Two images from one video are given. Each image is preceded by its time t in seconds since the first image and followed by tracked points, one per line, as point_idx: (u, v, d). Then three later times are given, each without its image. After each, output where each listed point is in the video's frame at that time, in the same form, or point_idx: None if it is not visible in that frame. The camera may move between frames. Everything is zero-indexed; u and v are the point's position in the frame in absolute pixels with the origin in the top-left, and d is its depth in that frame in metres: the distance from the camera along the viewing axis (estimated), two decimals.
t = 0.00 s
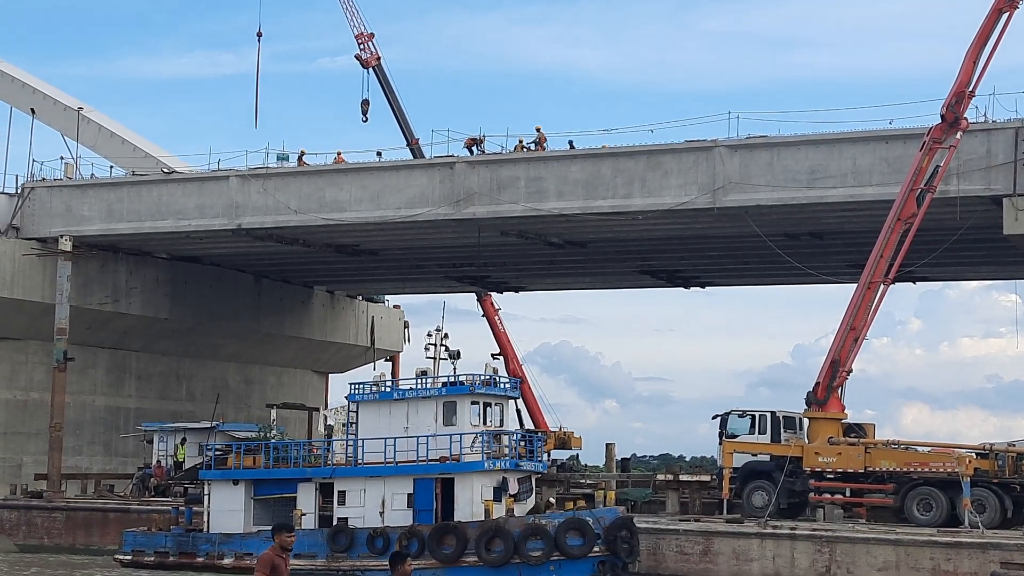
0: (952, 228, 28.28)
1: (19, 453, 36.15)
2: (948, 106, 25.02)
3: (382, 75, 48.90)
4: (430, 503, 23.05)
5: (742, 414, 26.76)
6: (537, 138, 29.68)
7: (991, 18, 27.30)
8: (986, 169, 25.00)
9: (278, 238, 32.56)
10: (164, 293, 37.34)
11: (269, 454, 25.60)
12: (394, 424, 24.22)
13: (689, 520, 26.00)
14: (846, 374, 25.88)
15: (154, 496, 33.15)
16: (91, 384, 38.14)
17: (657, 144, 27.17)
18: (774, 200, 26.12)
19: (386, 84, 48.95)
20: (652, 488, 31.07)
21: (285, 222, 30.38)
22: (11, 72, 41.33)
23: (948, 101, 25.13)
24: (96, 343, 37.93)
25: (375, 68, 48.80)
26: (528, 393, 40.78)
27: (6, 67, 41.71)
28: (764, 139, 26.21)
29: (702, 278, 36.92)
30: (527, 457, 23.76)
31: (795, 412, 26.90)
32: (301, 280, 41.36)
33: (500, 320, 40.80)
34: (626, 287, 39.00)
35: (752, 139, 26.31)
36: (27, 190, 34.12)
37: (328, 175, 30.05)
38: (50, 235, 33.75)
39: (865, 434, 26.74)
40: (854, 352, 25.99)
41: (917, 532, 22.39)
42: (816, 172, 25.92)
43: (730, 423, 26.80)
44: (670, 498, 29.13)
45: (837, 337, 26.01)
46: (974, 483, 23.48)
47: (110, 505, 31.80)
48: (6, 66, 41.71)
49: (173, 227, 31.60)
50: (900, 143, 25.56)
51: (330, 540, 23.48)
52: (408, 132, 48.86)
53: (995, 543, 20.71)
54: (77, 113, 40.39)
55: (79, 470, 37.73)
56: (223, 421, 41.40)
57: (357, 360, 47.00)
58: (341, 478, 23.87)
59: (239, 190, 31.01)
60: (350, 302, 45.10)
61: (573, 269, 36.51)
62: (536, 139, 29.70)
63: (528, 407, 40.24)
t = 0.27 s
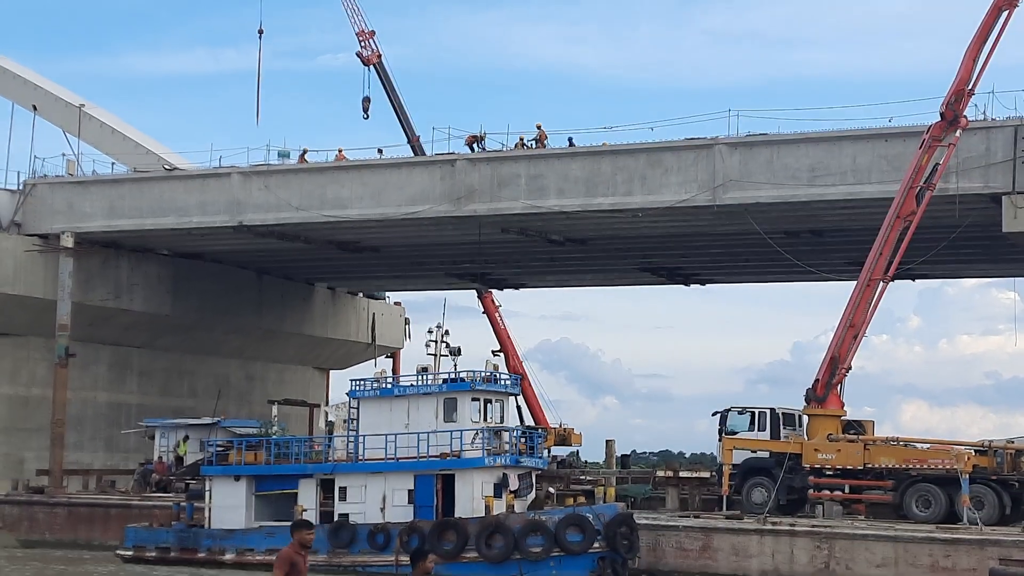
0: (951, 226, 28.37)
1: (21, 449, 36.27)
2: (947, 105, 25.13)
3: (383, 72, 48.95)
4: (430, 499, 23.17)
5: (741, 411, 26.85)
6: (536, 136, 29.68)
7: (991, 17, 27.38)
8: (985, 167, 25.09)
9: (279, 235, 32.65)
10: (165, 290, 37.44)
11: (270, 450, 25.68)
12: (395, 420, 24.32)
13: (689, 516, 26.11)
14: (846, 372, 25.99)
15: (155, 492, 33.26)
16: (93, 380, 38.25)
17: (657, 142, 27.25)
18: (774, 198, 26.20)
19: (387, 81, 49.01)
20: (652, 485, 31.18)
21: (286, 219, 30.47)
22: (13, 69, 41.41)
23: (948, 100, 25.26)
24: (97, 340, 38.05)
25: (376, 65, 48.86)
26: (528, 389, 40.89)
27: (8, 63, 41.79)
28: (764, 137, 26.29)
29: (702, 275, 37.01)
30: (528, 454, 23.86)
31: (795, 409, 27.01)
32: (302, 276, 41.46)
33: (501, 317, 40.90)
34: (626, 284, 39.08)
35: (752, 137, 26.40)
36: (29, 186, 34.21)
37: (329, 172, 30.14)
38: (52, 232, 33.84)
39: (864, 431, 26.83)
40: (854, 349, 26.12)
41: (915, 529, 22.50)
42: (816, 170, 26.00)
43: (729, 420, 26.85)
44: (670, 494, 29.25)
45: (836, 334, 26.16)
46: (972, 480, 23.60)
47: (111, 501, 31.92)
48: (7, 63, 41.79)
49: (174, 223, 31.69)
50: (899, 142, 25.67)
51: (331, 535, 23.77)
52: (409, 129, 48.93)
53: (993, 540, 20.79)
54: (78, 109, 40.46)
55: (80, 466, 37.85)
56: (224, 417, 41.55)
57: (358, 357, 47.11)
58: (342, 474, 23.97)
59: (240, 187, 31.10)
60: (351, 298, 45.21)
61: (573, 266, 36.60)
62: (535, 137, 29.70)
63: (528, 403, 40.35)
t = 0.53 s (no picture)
0: (951, 223, 28.38)
1: (20, 445, 36.28)
2: (947, 102, 25.12)
3: (382, 69, 48.93)
4: (430, 496, 23.22)
5: (741, 408, 26.87)
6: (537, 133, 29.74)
7: (991, 14, 27.36)
8: (985, 165, 25.08)
9: (279, 232, 32.65)
10: (165, 286, 37.44)
11: (269, 447, 25.70)
12: (394, 417, 24.32)
13: (688, 513, 26.12)
14: (846, 369, 26.01)
15: (155, 488, 33.27)
16: (92, 377, 38.26)
17: (657, 139, 27.24)
18: (774, 195, 26.20)
19: (386, 78, 48.99)
20: (651, 482, 31.20)
21: (285, 216, 30.48)
22: (12, 65, 41.38)
23: (948, 97, 25.24)
24: (97, 336, 38.05)
25: (375, 62, 48.84)
26: (527, 387, 40.91)
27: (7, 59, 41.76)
28: (763, 134, 26.28)
29: (701, 273, 37.02)
30: (527, 451, 23.91)
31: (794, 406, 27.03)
32: (302, 273, 41.46)
33: (500, 314, 40.91)
34: (626, 281, 39.09)
35: (751, 134, 26.40)
36: (28, 183, 34.19)
37: (328, 169, 30.14)
38: (51, 229, 33.84)
39: (863, 428, 26.84)
40: (853, 346, 26.15)
41: (914, 526, 22.52)
42: (816, 167, 26.02)
43: (729, 418, 26.89)
44: (669, 491, 29.27)
45: (836, 332, 26.18)
46: (971, 477, 23.65)
47: (110, 498, 31.93)
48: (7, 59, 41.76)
49: (174, 220, 31.70)
50: (899, 139, 25.65)
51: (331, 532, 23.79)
52: (408, 126, 48.93)
53: (993, 537, 20.83)
54: (78, 106, 40.45)
55: (80, 463, 37.86)
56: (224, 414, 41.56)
57: (357, 354, 47.12)
58: (342, 471, 23.98)
59: (240, 184, 31.10)
60: (351, 296, 45.22)
61: (573, 264, 36.60)
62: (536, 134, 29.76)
63: (528, 400, 40.38)
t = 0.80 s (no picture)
0: (950, 218, 28.37)
1: (19, 440, 36.27)
2: (946, 97, 25.11)
3: (382, 64, 48.88)
4: (429, 491, 23.19)
5: (740, 404, 26.85)
6: (536, 127, 29.71)
7: (991, 8, 27.32)
8: (985, 160, 25.06)
9: (278, 227, 32.63)
10: (163, 281, 37.41)
11: (269, 442, 25.71)
12: (394, 412, 24.32)
13: (688, 508, 26.15)
14: (845, 364, 26.03)
15: (153, 483, 33.24)
16: (91, 371, 38.24)
17: (657, 134, 27.22)
18: (773, 190, 26.18)
19: (386, 72, 48.94)
20: (650, 477, 31.22)
21: (284, 210, 30.45)
22: (10, 59, 41.33)
23: (947, 92, 25.21)
24: (95, 331, 38.03)
25: (375, 56, 48.78)
26: (527, 382, 40.90)
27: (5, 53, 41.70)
28: (763, 129, 26.27)
29: (701, 268, 36.99)
30: (527, 446, 23.91)
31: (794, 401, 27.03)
32: (301, 268, 41.44)
33: (500, 309, 40.89)
34: (626, 276, 39.07)
35: (751, 129, 26.37)
36: (26, 177, 34.15)
37: (328, 164, 30.11)
38: (50, 223, 33.81)
39: (863, 423, 26.85)
40: (853, 341, 26.14)
41: (913, 521, 22.57)
42: (815, 163, 26.01)
43: (728, 413, 26.89)
44: (668, 487, 29.30)
45: (835, 327, 26.16)
46: (970, 472, 23.59)
47: (109, 492, 31.92)
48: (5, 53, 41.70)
49: (172, 215, 31.68)
50: (899, 134, 25.62)
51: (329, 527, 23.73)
52: (408, 121, 48.88)
53: (991, 532, 20.83)
54: (76, 101, 40.42)
55: (79, 458, 37.85)
56: (223, 409, 41.55)
57: (357, 349, 47.10)
58: (341, 466, 23.93)
59: (239, 178, 31.07)
60: (350, 291, 45.20)
61: (572, 259, 36.58)
62: (535, 129, 29.74)
63: (527, 395, 40.37)
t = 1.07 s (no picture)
0: (947, 211, 28.38)
1: (15, 432, 36.25)
2: (943, 89, 25.09)
3: (378, 55, 48.78)
4: (426, 484, 23.22)
5: (737, 396, 26.82)
6: (533, 120, 29.63)
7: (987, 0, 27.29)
8: (981, 152, 25.04)
9: (274, 219, 32.60)
10: (159, 273, 37.36)
11: (265, 434, 25.72)
12: (390, 404, 24.34)
13: (684, 500, 26.21)
14: (841, 356, 26.05)
15: (149, 476, 33.23)
16: (87, 364, 38.22)
17: (653, 126, 27.19)
18: (770, 182, 26.18)
19: (382, 64, 48.85)
20: (647, 469, 31.24)
21: (280, 203, 30.41)
22: (5, 51, 41.21)
23: (944, 85, 25.20)
24: (91, 323, 37.99)
25: (371, 48, 48.68)
26: (523, 374, 40.92)
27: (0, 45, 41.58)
28: (760, 122, 26.25)
29: (698, 260, 37.00)
30: (523, 438, 23.88)
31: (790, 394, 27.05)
32: (298, 261, 41.39)
33: (497, 302, 40.88)
34: (622, 268, 39.07)
35: (747, 121, 26.34)
36: (21, 169, 34.05)
37: (324, 156, 30.07)
38: (45, 215, 33.74)
39: (859, 416, 26.89)
40: (849, 334, 26.15)
41: (909, 513, 22.54)
42: (812, 155, 25.98)
43: (724, 405, 26.84)
44: (664, 479, 29.34)
45: (832, 319, 26.18)
46: (966, 464, 23.57)
47: (105, 484, 31.91)
48: None
49: (168, 207, 31.63)
50: (895, 126, 25.60)
51: (325, 519, 23.73)
52: (404, 113, 48.81)
53: (987, 524, 20.87)
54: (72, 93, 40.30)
55: (75, 450, 37.83)
56: (219, 401, 41.55)
57: (353, 341, 47.08)
58: (337, 458, 23.95)
59: (235, 170, 31.01)
60: (347, 283, 45.18)
61: (569, 251, 36.57)
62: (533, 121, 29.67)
63: (524, 387, 40.38)
